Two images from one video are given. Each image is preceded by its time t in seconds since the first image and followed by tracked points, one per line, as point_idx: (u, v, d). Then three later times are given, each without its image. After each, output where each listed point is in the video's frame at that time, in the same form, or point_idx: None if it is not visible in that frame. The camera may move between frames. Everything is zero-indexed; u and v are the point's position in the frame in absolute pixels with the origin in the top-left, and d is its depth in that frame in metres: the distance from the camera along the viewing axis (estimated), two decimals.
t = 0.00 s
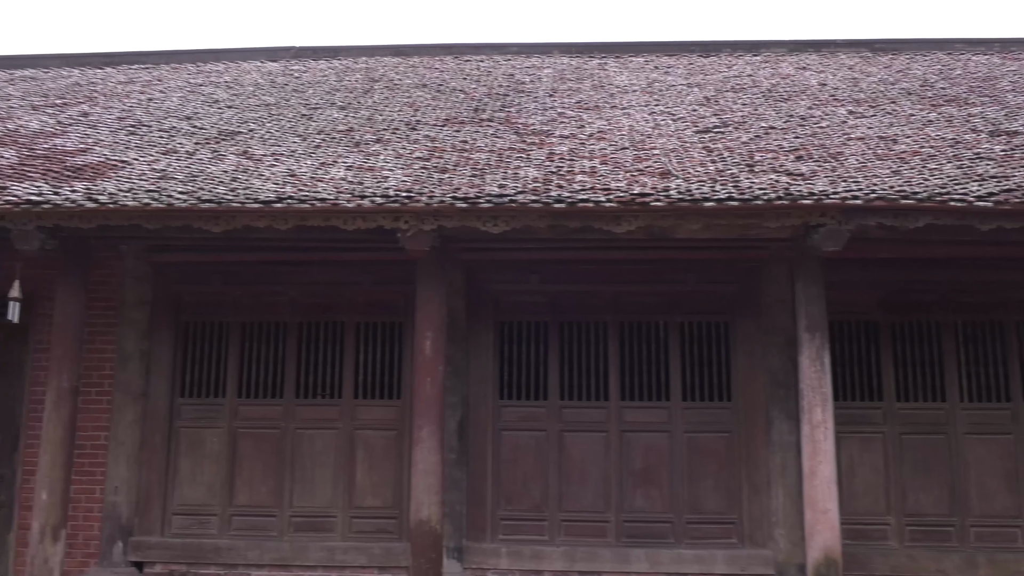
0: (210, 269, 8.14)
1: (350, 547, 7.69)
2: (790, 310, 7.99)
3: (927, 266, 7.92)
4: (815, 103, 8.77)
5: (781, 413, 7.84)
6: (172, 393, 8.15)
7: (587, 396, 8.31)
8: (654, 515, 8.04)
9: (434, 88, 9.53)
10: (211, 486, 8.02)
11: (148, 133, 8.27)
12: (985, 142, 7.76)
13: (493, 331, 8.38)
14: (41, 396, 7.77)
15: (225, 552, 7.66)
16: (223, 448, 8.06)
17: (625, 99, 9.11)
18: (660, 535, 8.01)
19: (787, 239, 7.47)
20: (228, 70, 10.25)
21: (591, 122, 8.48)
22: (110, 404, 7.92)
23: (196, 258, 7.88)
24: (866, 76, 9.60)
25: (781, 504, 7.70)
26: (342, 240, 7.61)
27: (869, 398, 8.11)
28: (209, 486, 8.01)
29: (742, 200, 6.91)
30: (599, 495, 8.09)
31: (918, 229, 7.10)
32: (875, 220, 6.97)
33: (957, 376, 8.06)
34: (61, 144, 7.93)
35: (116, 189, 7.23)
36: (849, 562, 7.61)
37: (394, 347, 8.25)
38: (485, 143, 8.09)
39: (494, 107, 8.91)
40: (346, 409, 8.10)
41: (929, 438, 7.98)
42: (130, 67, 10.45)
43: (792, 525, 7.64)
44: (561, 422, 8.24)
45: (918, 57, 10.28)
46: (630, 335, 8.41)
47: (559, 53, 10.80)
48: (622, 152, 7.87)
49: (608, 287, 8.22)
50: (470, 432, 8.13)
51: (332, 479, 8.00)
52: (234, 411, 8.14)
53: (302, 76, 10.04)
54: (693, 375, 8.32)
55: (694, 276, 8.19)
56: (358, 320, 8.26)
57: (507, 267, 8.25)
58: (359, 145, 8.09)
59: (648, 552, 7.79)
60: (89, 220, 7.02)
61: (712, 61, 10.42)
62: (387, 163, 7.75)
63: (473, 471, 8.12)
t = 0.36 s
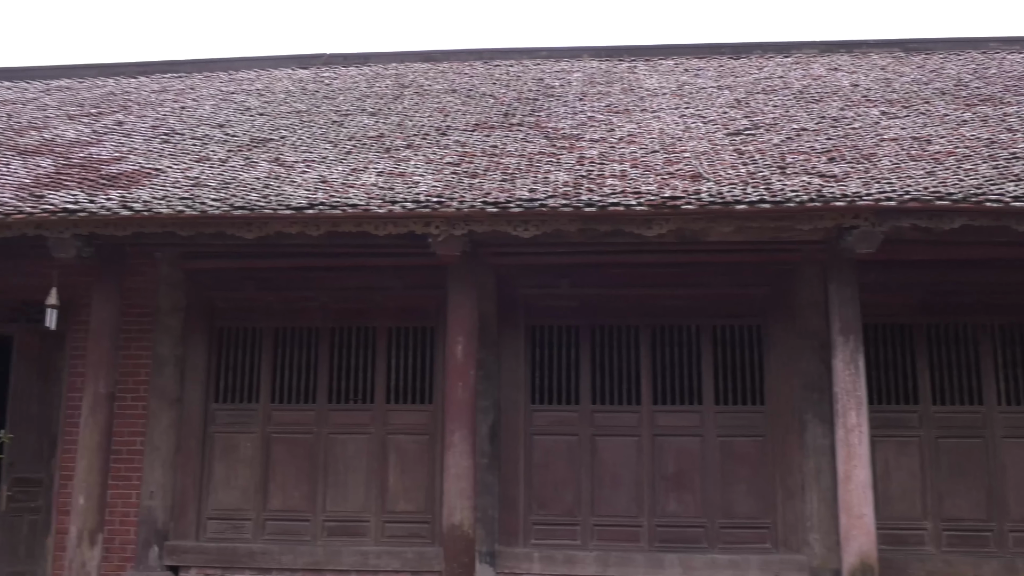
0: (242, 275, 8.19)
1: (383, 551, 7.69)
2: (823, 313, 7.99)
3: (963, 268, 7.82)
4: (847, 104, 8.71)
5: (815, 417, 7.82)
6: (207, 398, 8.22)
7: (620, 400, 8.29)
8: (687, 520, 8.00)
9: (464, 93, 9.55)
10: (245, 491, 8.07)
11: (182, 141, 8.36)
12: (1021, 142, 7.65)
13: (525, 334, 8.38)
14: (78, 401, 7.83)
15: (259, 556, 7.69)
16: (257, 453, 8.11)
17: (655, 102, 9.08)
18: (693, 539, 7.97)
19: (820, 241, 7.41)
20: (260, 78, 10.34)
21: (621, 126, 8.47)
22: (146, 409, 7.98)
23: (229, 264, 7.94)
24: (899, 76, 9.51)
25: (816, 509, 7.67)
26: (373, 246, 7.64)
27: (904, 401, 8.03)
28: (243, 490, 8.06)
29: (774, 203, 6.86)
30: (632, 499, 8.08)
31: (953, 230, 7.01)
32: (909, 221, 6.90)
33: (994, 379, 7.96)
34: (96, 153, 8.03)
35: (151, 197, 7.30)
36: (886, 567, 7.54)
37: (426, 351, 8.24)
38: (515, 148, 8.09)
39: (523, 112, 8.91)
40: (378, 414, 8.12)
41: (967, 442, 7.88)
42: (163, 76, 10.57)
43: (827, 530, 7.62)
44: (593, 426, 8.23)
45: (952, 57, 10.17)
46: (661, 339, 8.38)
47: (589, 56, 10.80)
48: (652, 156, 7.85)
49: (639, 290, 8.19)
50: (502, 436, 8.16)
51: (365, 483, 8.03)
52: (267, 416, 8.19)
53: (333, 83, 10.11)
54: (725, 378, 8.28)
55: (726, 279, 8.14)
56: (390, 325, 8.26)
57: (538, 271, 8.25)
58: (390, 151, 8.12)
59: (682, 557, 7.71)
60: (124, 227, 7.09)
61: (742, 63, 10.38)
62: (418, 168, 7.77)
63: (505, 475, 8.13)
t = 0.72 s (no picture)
0: (275, 279, 8.24)
1: (415, 554, 7.69)
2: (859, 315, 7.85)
3: (999, 268, 7.72)
4: (880, 104, 8.63)
5: (849, 418, 7.71)
6: (240, 401, 8.27)
7: (651, 403, 8.28)
8: (721, 523, 7.96)
9: (493, 97, 9.57)
10: (278, 494, 8.11)
11: (214, 147, 8.43)
12: None
13: (556, 337, 8.38)
14: (114, 405, 7.92)
15: (293, 559, 7.73)
16: (290, 455, 8.15)
17: (685, 103, 9.05)
18: (727, 542, 7.93)
19: (854, 242, 7.34)
20: (290, 83, 10.41)
21: (651, 127, 8.44)
22: (181, 412, 8.06)
23: (261, 269, 7.99)
24: (933, 74, 9.42)
25: (850, 512, 7.58)
26: (403, 249, 7.66)
27: (940, 403, 7.95)
28: (276, 493, 8.10)
29: (806, 203, 6.79)
30: (664, 502, 8.05)
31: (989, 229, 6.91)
32: (943, 221, 6.81)
33: None
34: (130, 159, 8.11)
35: (184, 202, 7.36)
36: (922, 570, 7.47)
37: (457, 354, 8.23)
38: (545, 150, 8.09)
39: (553, 115, 8.91)
40: (410, 417, 8.13)
41: (1005, 444, 7.77)
42: (196, 83, 10.67)
43: (862, 533, 7.51)
44: (625, 428, 8.22)
45: (986, 55, 10.06)
46: (693, 341, 8.34)
47: (618, 58, 10.79)
48: (683, 157, 7.82)
49: (670, 293, 8.17)
50: (535, 439, 8.16)
51: (397, 486, 8.04)
52: (299, 420, 8.22)
53: (364, 88, 10.17)
54: (757, 381, 8.23)
55: (758, 281, 8.11)
56: (421, 328, 8.27)
57: (568, 273, 8.25)
58: (420, 155, 8.14)
59: (715, 560, 7.71)
60: (158, 233, 7.15)
61: (773, 63, 10.32)
62: (448, 172, 7.78)
63: (537, 477, 8.13)
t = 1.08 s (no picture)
0: (305, 282, 8.29)
1: (445, 555, 7.70)
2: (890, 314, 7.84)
3: None
4: (911, 101, 8.55)
5: (882, 419, 7.68)
6: (271, 403, 8.32)
7: (681, 403, 8.25)
8: (752, 524, 7.92)
9: (521, 98, 9.57)
10: (309, 495, 8.13)
11: (244, 151, 8.49)
12: None
13: (585, 338, 8.37)
14: (146, 407, 7.97)
15: (324, 560, 7.76)
16: (321, 457, 8.17)
17: (714, 102, 9.01)
18: (758, 544, 7.89)
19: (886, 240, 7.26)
20: (319, 87, 10.46)
21: (680, 127, 8.41)
22: (212, 414, 8.14)
23: (291, 271, 8.03)
24: (965, 71, 9.31)
25: (883, 513, 7.53)
26: (433, 251, 7.67)
27: (975, 403, 7.86)
28: (307, 494, 8.13)
29: (837, 202, 6.73)
30: (695, 503, 8.02)
31: None
32: (977, 219, 6.72)
33: None
34: (162, 164, 8.19)
35: (215, 206, 7.41)
36: (957, 572, 7.40)
37: (486, 355, 8.22)
38: (573, 151, 8.08)
39: (581, 115, 8.90)
40: (440, 418, 8.13)
41: None
42: (226, 87, 10.76)
43: (896, 534, 7.45)
44: (655, 429, 8.19)
45: (1020, 50, 9.93)
46: (723, 342, 8.30)
47: (646, 58, 10.76)
48: (712, 157, 7.78)
49: (700, 293, 8.14)
50: (564, 440, 8.19)
51: (426, 487, 8.04)
52: (329, 422, 8.25)
53: (392, 90, 10.21)
54: (788, 381, 8.18)
55: (789, 281, 8.06)
56: (450, 330, 8.27)
57: (598, 274, 8.26)
58: (448, 157, 8.15)
59: (746, 561, 7.68)
60: (189, 237, 7.21)
61: (802, 62, 10.26)
62: (476, 173, 7.79)
63: (567, 479, 8.15)
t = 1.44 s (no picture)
0: (344, 283, 8.35)
1: (485, 555, 7.71)
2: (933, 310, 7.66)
3: None
4: (953, 95, 8.43)
5: (926, 417, 7.55)
6: (311, 404, 8.38)
7: (721, 402, 8.20)
8: (793, 524, 7.86)
9: (556, 97, 9.56)
10: (349, 495, 8.18)
11: (282, 154, 8.55)
12: None
13: (622, 338, 8.35)
14: (188, 408, 8.05)
15: (364, 559, 7.80)
16: (360, 457, 8.22)
17: (751, 99, 8.95)
18: (800, 544, 7.83)
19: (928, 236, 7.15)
20: (355, 89, 10.53)
21: (717, 124, 8.36)
22: (254, 415, 8.21)
23: (329, 273, 8.08)
24: (1009, 63, 9.16)
25: (927, 513, 7.41)
26: (471, 251, 7.69)
27: (1021, 401, 7.74)
28: (347, 494, 8.18)
29: (878, 198, 6.63)
30: (735, 503, 7.98)
31: None
32: (1022, 214, 6.59)
33: None
34: (201, 168, 8.28)
35: (254, 209, 7.46)
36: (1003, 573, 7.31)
37: (524, 355, 8.21)
38: (609, 150, 8.05)
39: (617, 114, 8.87)
40: (479, 418, 8.14)
41: None
42: (264, 91, 10.85)
43: (940, 535, 7.33)
44: (694, 429, 8.16)
45: None
46: (763, 340, 8.24)
47: (682, 55, 10.70)
48: (750, 154, 7.72)
49: (739, 291, 8.12)
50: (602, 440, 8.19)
51: (465, 487, 8.06)
52: (368, 422, 8.29)
53: (428, 91, 10.25)
54: (829, 380, 8.10)
55: (829, 278, 8.00)
56: (487, 330, 8.25)
57: (636, 273, 8.25)
58: (485, 157, 8.16)
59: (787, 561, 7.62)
60: (229, 239, 7.27)
61: (841, 56, 10.15)
62: (513, 173, 7.79)
63: (606, 478, 8.16)
